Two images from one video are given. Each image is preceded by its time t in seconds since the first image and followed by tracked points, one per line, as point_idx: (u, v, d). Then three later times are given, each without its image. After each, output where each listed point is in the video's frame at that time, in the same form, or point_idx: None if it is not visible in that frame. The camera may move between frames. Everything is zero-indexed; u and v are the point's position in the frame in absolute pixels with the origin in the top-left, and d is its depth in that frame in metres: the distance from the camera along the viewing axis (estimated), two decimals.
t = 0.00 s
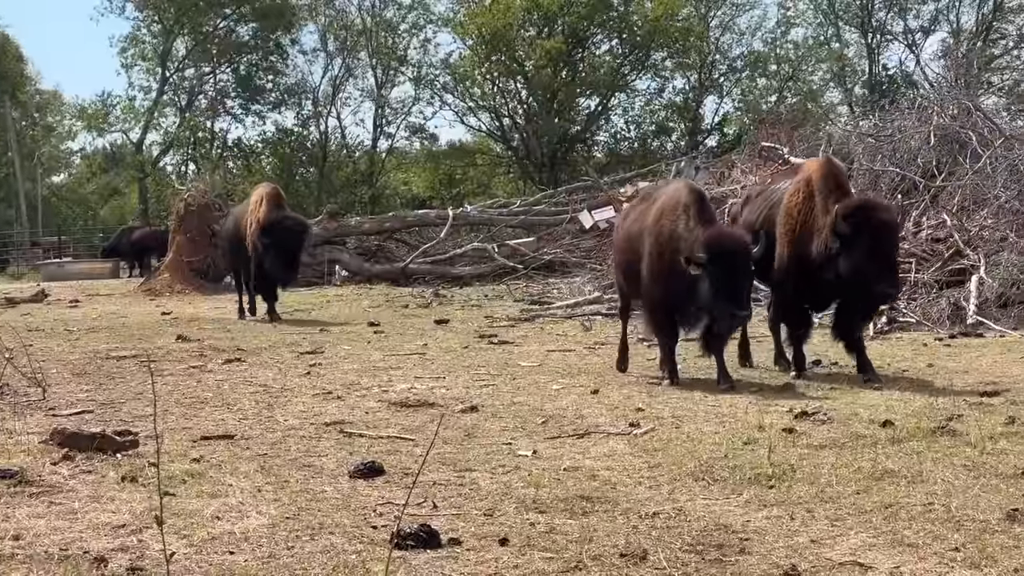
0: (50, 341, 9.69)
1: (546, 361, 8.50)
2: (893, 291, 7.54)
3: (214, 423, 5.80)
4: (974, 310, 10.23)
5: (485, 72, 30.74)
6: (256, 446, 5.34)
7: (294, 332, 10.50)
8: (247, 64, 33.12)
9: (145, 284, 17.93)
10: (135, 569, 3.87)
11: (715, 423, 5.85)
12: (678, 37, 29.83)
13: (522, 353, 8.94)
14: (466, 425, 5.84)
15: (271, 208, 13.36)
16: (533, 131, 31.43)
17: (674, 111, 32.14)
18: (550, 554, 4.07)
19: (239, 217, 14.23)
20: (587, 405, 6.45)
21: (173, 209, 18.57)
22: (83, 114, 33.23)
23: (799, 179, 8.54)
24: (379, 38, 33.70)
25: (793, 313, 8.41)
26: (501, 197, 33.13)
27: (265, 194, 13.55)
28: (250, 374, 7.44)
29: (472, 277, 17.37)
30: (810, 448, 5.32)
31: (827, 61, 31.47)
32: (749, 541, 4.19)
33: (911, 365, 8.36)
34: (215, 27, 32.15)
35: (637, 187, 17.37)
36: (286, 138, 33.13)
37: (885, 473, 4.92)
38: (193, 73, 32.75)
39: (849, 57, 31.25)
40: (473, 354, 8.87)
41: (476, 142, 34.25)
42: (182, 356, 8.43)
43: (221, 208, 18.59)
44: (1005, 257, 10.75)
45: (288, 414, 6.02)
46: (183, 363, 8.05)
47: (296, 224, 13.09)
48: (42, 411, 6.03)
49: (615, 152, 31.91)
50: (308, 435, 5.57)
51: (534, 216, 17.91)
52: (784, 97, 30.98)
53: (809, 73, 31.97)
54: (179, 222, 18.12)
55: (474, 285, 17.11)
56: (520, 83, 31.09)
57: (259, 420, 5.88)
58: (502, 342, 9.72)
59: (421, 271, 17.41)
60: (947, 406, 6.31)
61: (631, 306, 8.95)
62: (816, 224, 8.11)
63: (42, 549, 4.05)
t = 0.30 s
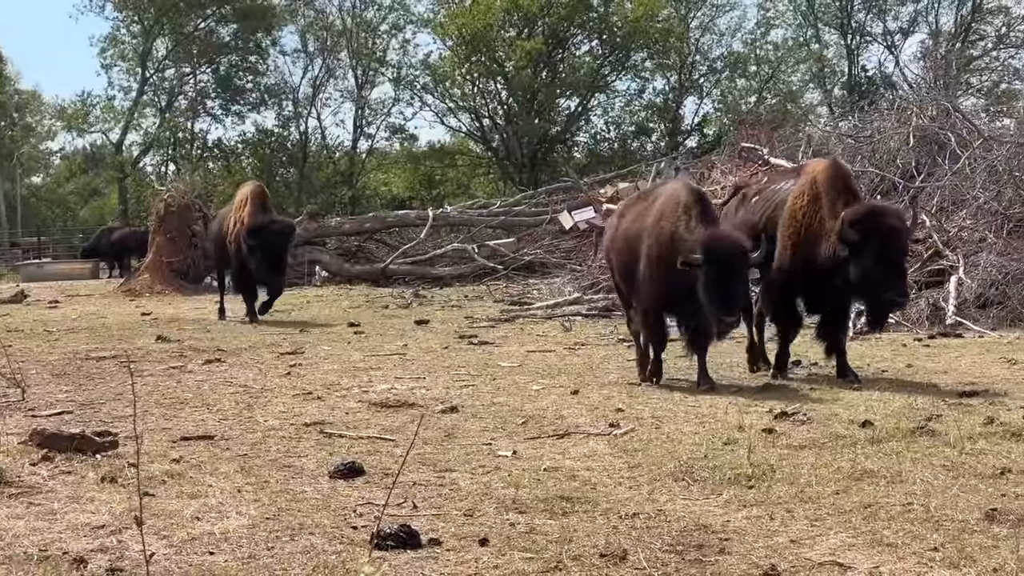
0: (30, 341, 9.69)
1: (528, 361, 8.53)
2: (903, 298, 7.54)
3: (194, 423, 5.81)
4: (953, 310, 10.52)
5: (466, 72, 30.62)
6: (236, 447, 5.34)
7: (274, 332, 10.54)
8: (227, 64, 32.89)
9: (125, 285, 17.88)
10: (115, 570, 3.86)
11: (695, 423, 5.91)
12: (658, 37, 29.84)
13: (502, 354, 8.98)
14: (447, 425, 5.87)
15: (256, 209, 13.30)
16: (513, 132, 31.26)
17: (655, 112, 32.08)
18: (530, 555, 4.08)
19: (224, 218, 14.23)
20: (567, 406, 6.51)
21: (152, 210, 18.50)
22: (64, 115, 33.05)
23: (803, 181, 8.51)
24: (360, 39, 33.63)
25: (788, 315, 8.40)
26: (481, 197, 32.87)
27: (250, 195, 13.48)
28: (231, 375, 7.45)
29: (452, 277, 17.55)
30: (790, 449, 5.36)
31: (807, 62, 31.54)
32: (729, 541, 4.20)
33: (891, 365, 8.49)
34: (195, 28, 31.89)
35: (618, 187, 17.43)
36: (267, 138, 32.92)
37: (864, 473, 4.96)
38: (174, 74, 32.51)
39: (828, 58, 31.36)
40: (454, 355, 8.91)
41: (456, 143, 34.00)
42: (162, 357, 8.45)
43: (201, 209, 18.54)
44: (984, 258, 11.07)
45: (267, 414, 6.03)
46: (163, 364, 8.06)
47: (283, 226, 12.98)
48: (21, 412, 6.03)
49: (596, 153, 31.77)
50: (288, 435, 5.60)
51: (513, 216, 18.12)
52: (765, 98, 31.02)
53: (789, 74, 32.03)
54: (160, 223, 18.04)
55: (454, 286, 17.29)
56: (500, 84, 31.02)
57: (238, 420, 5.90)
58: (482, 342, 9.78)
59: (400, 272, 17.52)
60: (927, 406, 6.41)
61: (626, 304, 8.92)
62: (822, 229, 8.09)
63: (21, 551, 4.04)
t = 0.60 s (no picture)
0: (10, 342, 9.89)
1: (509, 363, 8.92)
2: (910, 296, 7.58)
3: (172, 425, 6.00)
4: (931, 312, 10.88)
5: (445, 73, 30.08)
6: (215, 449, 5.48)
7: (255, 334, 10.80)
8: (208, 65, 32.31)
9: (104, 288, 17.89)
10: (92, 571, 3.82)
11: (673, 425, 6.27)
12: (639, 39, 29.84)
13: (482, 357, 9.33)
14: (426, 427, 6.17)
15: (245, 210, 13.27)
16: (493, 133, 30.52)
17: (634, 113, 31.79)
18: (508, 555, 4.02)
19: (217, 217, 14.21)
20: (546, 407, 6.86)
21: (133, 211, 18.51)
22: (42, 116, 33.05)
23: (796, 180, 8.41)
24: (342, 41, 33.36)
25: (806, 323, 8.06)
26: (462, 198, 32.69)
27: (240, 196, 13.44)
28: (211, 378, 7.71)
29: (433, 279, 17.44)
30: (768, 450, 5.56)
31: (787, 64, 31.55)
32: (708, 542, 4.14)
33: (870, 367, 8.85)
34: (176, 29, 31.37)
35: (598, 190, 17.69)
36: (248, 139, 32.64)
37: (843, 475, 5.01)
38: (154, 74, 32.11)
39: (808, 61, 31.44)
40: (435, 357, 9.30)
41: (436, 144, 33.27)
42: (142, 358, 8.64)
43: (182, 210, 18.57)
44: (963, 261, 11.51)
45: (247, 415, 6.29)
46: (142, 365, 8.25)
47: (272, 223, 13.03)
48: None
49: (575, 155, 31.46)
50: (267, 437, 5.75)
51: (493, 219, 18.18)
52: (744, 100, 30.96)
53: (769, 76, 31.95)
54: (140, 224, 18.02)
55: (433, 287, 17.21)
56: (480, 85, 30.45)
57: (218, 422, 6.10)
58: (463, 346, 10.10)
59: (381, 272, 17.50)
60: (906, 408, 6.74)
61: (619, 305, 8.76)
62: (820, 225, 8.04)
63: None
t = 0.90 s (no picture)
0: None
1: (487, 366, 8.98)
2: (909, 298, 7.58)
3: (152, 427, 5.99)
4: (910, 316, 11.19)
5: (425, 76, 30.05)
6: (195, 451, 5.48)
7: (232, 336, 10.80)
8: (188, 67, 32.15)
9: (84, 288, 17.85)
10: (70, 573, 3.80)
11: (651, 428, 6.35)
12: (618, 42, 29.98)
13: (459, 359, 9.39)
14: (405, 429, 6.21)
15: (236, 211, 13.24)
16: (472, 136, 30.54)
17: (614, 116, 31.92)
18: (487, 559, 4.04)
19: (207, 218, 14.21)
20: (525, 410, 6.90)
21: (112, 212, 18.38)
22: (20, 117, 32.75)
23: (786, 187, 8.43)
24: (321, 43, 33.29)
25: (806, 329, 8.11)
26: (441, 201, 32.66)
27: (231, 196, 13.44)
28: (189, 379, 7.67)
29: (412, 281, 17.45)
30: (747, 453, 5.64)
31: (766, 67, 31.75)
32: (686, 545, 4.19)
33: (850, 370, 9.01)
34: (156, 30, 31.11)
35: (578, 192, 17.78)
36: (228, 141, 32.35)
37: (821, 478, 5.07)
38: (134, 76, 31.88)
39: (787, 64, 31.62)
40: (414, 359, 9.32)
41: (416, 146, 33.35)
42: (120, 360, 8.62)
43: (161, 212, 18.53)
44: (941, 264, 11.73)
45: (226, 417, 6.29)
46: (121, 367, 8.23)
47: (263, 230, 12.84)
48: None
49: (555, 157, 31.54)
50: (247, 439, 5.75)
51: (473, 221, 18.19)
52: (724, 102, 31.09)
53: (748, 79, 32.15)
54: (118, 225, 17.93)
55: (413, 289, 17.23)
56: (460, 88, 30.44)
57: (197, 424, 6.10)
58: (441, 348, 10.16)
59: (360, 275, 17.50)
60: (884, 411, 6.86)
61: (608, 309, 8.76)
62: (813, 233, 8.05)
63: None
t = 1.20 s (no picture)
0: None
1: (467, 370, 9.00)
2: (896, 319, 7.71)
3: (131, 430, 5.98)
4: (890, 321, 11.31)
5: (407, 79, 30.07)
6: (173, 454, 5.48)
7: (213, 339, 10.79)
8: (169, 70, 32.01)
9: (64, 291, 17.78)
10: None
11: (631, 432, 6.39)
12: (600, 46, 30.09)
13: (440, 363, 9.41)
14: (385, 433, 6.22)
15: (228, 213, 13.19)
16: (454, 139, 30.60)
17: (596, 120, 32.01)
18: (465, 562, 4.06)
19: (196, 220, 14.12)
20: (505, 414, 6.93)
21: (92, 215, 18.28)
22: None
23: (779, 189, 8.46)
24: (303, 46, 33.26)
25: (787, 334, 8.14)
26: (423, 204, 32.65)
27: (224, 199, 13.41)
28: (169, 383, 7.66)
29: (393, 285, 17.46)
30: (727, 458, 5.70)
31: (749, 72, 31.94)
32: (665, 549, 4.23)
33: (830, 375, 9.13)
34: (138, 32, 30.92)
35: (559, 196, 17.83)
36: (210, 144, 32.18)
37: (800, 482, 5.13)
38: (115, 78, 31.69)
39: (769, 69, 31.81)
40: (394, 363, 9.33)
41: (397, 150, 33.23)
42: (100, 363, 8.59)
43: (142, 214, 18.45)
44: (922, 270, 11.86)
45: (206, 421, 6.28)
46: (101, 370, 8.20)
47: (255, 231, 12.71)
48: None
49: (536, 161, 31.56)
50: (226, 442, 5.76)
51: (454, 224, 18.20)
52: (706, 107, 31.22)
53: (730, 83, 32.34)
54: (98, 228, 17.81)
55: (394, 293, 17.25)
56: (442, 91, 30.47)
57: (177, 427, 6.09)
58: (422, 351, 10.18)
59: (341, 278, 17.49)
60: (864, 416, 6.95)
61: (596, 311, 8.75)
62: (802, 240, 8.10)
63: None
